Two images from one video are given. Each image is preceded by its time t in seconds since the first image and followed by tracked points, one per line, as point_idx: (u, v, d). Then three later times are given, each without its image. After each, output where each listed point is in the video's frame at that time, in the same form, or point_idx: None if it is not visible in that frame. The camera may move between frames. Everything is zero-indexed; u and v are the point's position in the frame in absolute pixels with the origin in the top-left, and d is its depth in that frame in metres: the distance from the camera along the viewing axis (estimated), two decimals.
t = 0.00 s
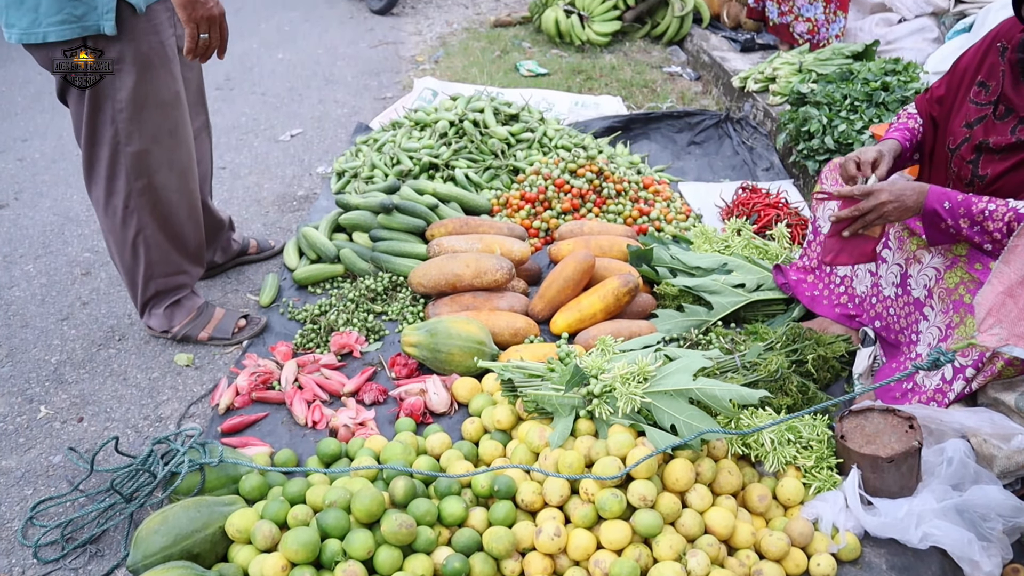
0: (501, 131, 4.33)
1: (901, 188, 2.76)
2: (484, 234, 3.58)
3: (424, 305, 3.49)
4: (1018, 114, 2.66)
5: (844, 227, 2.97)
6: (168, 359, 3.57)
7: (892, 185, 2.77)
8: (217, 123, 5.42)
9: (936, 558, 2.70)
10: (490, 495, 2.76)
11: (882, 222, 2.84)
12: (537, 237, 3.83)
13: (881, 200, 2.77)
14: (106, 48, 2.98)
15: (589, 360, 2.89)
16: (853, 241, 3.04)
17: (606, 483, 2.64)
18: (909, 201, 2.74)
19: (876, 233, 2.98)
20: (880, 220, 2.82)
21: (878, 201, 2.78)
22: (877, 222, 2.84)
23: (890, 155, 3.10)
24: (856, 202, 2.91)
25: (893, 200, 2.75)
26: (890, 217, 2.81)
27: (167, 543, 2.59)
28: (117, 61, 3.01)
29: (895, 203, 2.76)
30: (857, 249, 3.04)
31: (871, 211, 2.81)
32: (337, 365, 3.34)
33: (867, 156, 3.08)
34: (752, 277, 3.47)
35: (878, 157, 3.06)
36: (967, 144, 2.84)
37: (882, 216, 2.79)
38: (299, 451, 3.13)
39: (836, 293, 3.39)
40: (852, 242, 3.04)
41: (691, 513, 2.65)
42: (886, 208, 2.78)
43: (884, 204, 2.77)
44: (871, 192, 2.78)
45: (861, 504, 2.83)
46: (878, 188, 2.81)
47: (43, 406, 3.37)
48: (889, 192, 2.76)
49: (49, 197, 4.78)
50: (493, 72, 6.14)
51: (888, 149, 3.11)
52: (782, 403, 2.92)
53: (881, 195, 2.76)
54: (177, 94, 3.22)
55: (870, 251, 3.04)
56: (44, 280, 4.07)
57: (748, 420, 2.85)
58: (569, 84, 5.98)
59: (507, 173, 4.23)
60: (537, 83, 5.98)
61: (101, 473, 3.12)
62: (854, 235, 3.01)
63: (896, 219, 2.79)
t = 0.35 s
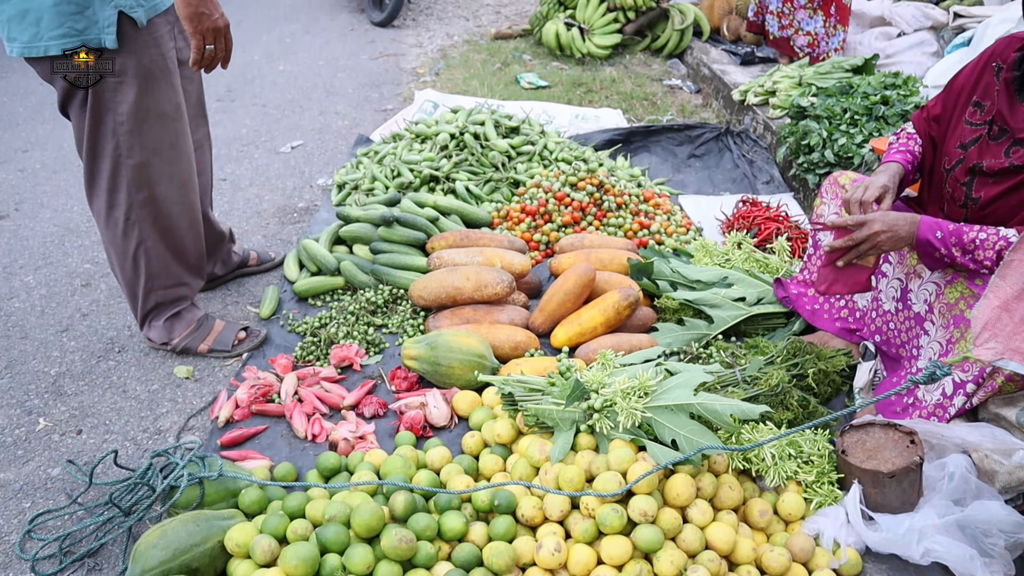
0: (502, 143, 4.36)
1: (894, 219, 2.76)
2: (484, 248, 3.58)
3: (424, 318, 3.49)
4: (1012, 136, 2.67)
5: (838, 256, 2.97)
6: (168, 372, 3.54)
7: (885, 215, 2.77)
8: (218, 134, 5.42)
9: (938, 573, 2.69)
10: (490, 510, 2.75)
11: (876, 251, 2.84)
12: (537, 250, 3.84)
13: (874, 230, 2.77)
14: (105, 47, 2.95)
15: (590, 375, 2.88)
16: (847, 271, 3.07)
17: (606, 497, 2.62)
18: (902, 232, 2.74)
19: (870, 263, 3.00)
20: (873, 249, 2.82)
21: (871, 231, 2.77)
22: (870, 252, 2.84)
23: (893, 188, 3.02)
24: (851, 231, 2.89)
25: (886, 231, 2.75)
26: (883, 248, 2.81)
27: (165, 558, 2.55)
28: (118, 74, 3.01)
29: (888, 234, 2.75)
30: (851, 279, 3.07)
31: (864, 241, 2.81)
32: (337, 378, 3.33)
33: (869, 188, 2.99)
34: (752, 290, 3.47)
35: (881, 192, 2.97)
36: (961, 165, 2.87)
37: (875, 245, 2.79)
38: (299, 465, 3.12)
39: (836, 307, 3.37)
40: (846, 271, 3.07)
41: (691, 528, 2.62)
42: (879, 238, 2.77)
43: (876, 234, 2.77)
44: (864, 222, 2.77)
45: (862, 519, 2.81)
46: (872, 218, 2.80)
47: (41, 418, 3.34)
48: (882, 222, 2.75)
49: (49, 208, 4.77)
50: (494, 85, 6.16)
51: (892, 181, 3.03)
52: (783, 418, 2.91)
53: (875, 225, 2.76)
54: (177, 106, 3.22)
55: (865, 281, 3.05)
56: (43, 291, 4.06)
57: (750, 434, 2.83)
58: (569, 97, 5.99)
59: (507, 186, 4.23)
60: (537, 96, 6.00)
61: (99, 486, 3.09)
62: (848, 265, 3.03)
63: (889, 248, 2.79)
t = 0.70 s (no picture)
0: (502, 161, 4.37)
1: (900, 254, 2.77)
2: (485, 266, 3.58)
3: (424, 336, 3.49)
4: (1011, 155, 2.68)
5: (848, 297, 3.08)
6: (167, 390, 3.52)
7: (890, 251, 2.79)
8: (219, 150, 5.43)
9: None
10: (490, 531, 2.72)
11: (883, 288, 2.84)
12: (537, 268, 3.84)
13: (881, 266, 2.77)
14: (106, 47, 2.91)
15: (591, 395, 2.86)
16: (859, 310, 3.14)
17: (607, 520, 2.60)
18: (908, 266, 2.75)
19: (879, 301, 3.07)
20: (882, 286, 2.83)
21: (877, 268, 2.78)
22: (878, 288, 2.84)
23: (892, 229, 2.98)
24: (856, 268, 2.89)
25: (892, 267, 2.76)
26: (890, 283, 2.81)
27: None
28: (121, 91, 3.01)
29: (894, 269, 2.76)
30: (863, 318, 3.15)
31: (871, 277, 2.81)
32: (337, 397, 3.32)
33: (868, 228, 2.96)
34: (753, 309, 3.46)
35: (878, 233, 2.93)
36: (961, 187, 2.88)
37: (883, 282, 2.79)
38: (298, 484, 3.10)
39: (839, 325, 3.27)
40: (857, 311, 3.15)
41: (693, 550, 2.60)
42: (885, 274, 2.78)
43: (883, 271, 2.77)
44: (870, 259, 2.78)
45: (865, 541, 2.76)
46: (877, 254, 2.81)
47: (39, 436, 3.30)
48: (888, 258, 2.76)
49: (50, 224, 4.77)
50: (495, 101, 6.17)
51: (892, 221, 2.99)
52: (784, 437, 2.90)
53: (881, 262, 2.77)
54: (179, 123, 3.22)
55: (876, 318, 3.13)
56: (43, 307, 4.05)
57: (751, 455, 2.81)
58: (569, 114, 6.01)
59: (508, 204, 4.23)
60: (538, 113, 6.01)
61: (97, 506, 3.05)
62: (858, 304, 3.12)
63: (896, 284, 2.79)
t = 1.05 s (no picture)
0: (502, 183, 4.38)
1: (901, 292, 2.75)
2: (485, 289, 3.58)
3: (423, 359, 3.47)
4: (1011, 179, 2.69)
5: (851, 335, 2.87)
6: (165, 412, 3.49)
7: (891, 289, 2.76)
8: (219, 171, 5.44)
9: None
10: (489, 558, 2.67)
11: (887, 325, 2.80)
12: (537, 290, 3.84)
13: (883, 305, 2.74)
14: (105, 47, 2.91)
15: (591, 420, 2.85)
16: (863, 348, 2.97)
17: (607, 546, 2.57)
18: (910, 302, 2.73)
19: (884, 338, 2.93)
20: (885, 324, 2.79)
21: (880, 307, 2.75)
22: (881, 327, 2.80)
23: (890, 267, 2.94)
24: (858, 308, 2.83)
25: (895, 305, 2.73)
26: (893, 321, 2.78)
27: None
28: (121, 114, 3.02)
29: (896, 306, 2.74)
30: (869, 356, 2.98)
31: (874, 316, 2.77)
32: (336, 421, 3.30)
33: (866, 270, 2.91)
34: (753, 332, 3.43)
35: (877, 275, 2.89)
36: (961, 211, 2.87)
37: (886, 320, 2.76)
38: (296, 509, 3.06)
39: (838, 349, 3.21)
40: (862, 350, 2.98)
41: None
42: (888, 313, 2.75)
43: (886, 309, 2.74)
44: (872, 299, 2.74)
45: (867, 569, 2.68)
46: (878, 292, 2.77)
47: (37, 458, 3.26)
48: (890, 296, 2.74)
49: (50, 244, 4.78)
50: (494, 122, 6.19)
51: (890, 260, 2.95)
52: (785, 462, 2.88)
53: (883, 301, 2.74)
54: (179, 145, 3.22)
55: (881, 355, 2.98)
56: (42, 328, 4.04)
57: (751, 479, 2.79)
58: (569, 135, 6.03)
59: (507, 226, 4.24)
60: (538, 134, 6.03)
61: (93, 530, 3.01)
62: (862, 342, 2.94)
63: (899, 321, 2.77)
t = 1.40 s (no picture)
0: (502, 204, 4.38)
1: (899, 327, 2.75)
2: (484, 310, 3.57)
3: (422, 381, 3.46)
4: (1012, 203, 2.69)
5: (850, 368, 2.92)
6: (162, 433, 3.47)
7: (890, 324, 2.76)
8: (218, 190, 5.45)
9: None
10: None
11: (887, 360, 2.80)
12: (537, 311, 3.84)
13: (882, 341, 2.74)
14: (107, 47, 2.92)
15: (590, 443, 2.82)
16: (866, 378, 3.01)
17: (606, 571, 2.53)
18: (909, 338, 2.73)
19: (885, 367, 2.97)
20: (885, 358, 2.79)
21: (879, 343, 2.75)
22: (881, 361, 2.80)
23: (879, 307, 2.95)
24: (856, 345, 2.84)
25: (894, 341, 2.73)
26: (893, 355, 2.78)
27: None
28: (122, 135, 3.03)
29: (896, 342, 2.74)
30: (872, 385, 3.02)
31: (874, 352, 2.78)
32: (334, 442, 3.28)
33: (856, 306, 2.93)
34: (752, 353, 3.43)
35: (866, 313, 2.91)
36: (961, 234, 2.87)
37: (886, 355, 2.76)
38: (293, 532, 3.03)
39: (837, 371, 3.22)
40: (865, 380, 3.01)
41: None
42: (888, 348, 2.75)
43: (885, 345, 2.74)
44: (871, 336, 2.75)
45: None
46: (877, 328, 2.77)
47: (33, 480, 3.22)
48: (889, 332, 2.74)
49: (48, 263, 4.78)
50: (494, 142, 6.22)
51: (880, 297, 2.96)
52: (786, 485, 2.85)
53: (882, 337, 2.74)
54: (179, 167, 3.22)
55: (883, 381, 3.02)
56: (39, 348, 4.03)
57: (751, 503, 2.78)
58: (568, 155, 6.05)
59: (507, 246, 4.25)
60: (537, 154, 6.06)
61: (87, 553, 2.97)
62: (865, 375, 2.98)
63: (899, 355, 2.76)
